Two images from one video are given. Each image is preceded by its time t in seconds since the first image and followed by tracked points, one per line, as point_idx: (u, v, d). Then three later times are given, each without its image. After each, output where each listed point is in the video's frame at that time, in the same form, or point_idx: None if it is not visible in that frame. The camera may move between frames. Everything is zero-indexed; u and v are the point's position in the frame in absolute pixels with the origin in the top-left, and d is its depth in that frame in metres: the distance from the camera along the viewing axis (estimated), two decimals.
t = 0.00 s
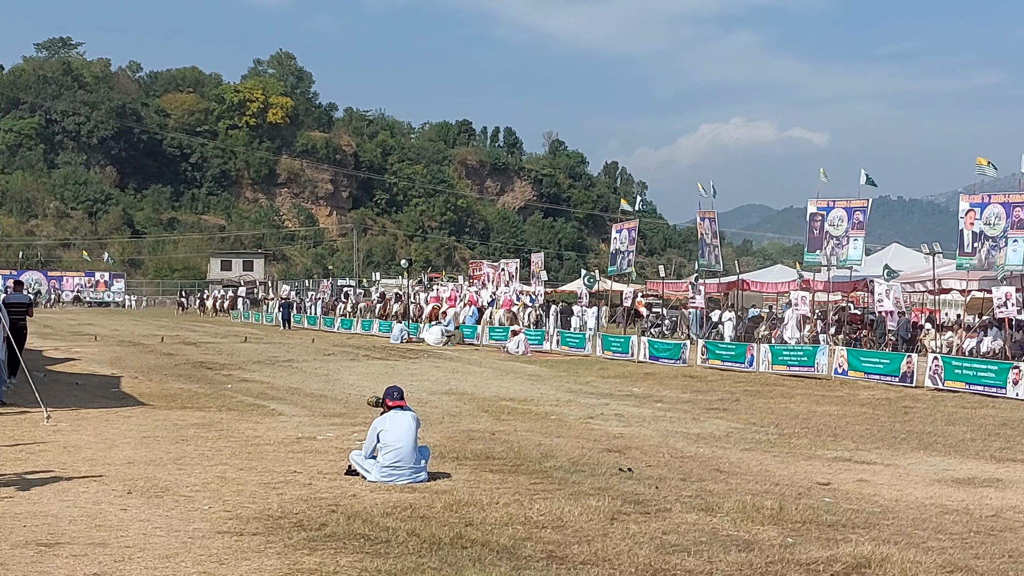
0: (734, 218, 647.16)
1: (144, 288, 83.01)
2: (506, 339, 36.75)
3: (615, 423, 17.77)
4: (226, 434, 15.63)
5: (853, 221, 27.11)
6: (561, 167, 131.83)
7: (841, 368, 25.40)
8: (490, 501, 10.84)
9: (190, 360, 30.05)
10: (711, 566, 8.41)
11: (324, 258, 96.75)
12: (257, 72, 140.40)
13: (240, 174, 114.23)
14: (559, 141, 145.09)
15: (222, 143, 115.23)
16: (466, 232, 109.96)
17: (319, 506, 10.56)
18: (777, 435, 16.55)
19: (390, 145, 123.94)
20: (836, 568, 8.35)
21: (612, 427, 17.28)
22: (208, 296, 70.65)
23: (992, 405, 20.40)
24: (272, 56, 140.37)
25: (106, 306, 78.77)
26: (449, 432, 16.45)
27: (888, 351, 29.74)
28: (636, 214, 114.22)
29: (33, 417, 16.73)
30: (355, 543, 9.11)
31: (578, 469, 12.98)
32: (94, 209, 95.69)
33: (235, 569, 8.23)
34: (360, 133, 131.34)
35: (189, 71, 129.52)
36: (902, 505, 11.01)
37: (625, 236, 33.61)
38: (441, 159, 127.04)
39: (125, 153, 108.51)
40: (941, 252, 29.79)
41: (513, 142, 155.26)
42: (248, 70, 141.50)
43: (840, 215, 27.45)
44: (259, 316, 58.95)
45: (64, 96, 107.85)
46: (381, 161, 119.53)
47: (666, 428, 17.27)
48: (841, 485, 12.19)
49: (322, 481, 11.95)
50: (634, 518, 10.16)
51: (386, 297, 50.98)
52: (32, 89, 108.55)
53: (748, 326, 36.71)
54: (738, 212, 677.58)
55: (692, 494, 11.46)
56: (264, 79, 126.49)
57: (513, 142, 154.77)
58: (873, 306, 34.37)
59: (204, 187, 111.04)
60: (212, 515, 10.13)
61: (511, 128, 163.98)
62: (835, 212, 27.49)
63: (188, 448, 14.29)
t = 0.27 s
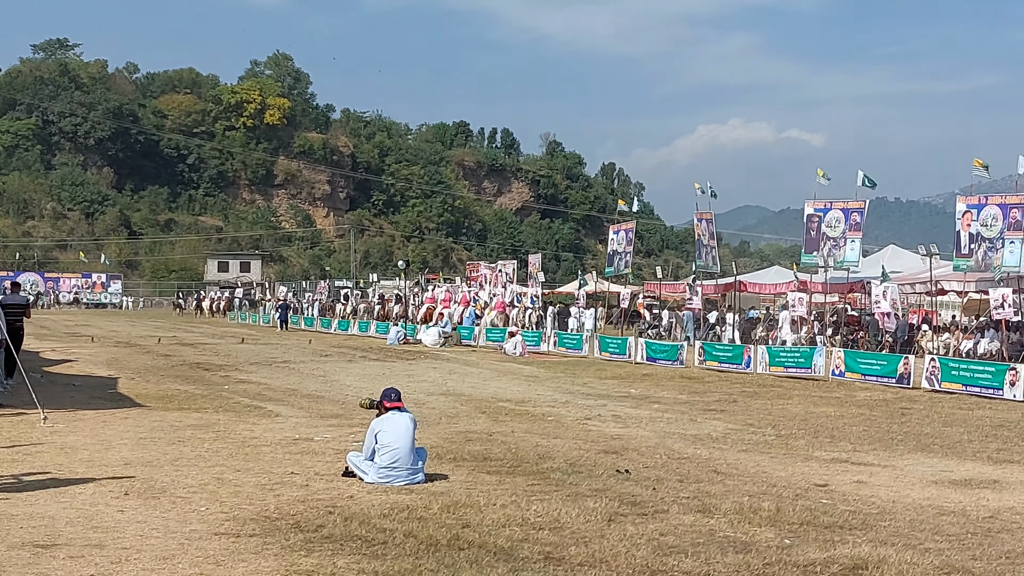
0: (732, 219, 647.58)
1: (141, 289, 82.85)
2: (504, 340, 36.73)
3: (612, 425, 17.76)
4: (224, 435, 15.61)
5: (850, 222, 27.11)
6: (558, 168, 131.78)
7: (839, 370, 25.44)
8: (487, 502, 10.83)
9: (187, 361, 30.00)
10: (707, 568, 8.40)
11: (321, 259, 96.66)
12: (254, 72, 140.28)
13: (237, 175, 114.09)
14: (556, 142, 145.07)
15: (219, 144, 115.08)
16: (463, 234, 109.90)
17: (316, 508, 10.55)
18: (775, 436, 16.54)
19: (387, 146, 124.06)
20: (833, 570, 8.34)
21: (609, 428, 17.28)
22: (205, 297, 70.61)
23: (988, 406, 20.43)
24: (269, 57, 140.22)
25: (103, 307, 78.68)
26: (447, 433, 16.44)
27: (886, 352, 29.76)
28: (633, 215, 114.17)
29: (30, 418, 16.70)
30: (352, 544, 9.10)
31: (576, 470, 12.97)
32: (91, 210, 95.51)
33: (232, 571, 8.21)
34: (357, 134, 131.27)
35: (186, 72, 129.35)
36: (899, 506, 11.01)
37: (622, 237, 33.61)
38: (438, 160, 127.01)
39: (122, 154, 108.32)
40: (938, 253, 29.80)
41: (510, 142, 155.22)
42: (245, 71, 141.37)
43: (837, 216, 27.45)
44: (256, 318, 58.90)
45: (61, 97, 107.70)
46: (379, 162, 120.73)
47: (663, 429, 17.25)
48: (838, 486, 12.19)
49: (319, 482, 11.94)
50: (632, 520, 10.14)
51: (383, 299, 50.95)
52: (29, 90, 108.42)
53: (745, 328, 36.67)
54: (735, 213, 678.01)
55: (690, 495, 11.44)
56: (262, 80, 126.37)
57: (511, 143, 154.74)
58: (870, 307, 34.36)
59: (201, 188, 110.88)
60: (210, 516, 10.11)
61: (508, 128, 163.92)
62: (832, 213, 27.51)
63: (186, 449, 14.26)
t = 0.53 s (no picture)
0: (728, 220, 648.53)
1: (137, 289, 82.74)
2: (500, 341, 36.76)
3: (608, 425, 17.80)
4: (220, 436, 15.62)
5: (846, 223, 27.15)
6: (554, 169, 131.89)
7: (835, 371, 25.46)
8: (482, 503, 10.82)
9: (183, 362, 29.97)
10: (702, 568, 8.41)
11: (318, 260, 96.68)
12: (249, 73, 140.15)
13: (233, 176, 113.99)
14: (552, 144, 145.18)
15: (215, 145, 114.98)
16: (459, 234, 109.97)
17: (311, 509, 10.53)
18: (770, 436, 16.56)
19: (383, 147, 124.17)
20: (828, 570, 8.35)
21: (604, 429, 17.28)
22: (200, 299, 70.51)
23: (983, 406, 20.46)
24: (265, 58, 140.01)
25: (99, 309, 78.55)
26: (442, 433, 16.45)
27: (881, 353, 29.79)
28: (629, 216, 114.32)
29: (26, 419, 16.69)
30: (347, 546, 9.09)
31: (572, 470, 12.98)
32: (87, 211, 95.36)
33: (228, 571, 8.21)
34: (353, 136, 131.18)
35: (182, 73, 129.22)
36: (894, 507, 11.01)
37: (619, 238, 33.60)
38: (434, 161, 127.09)
39: (118, 155, 108.16)
40: (933, 254, 29.85)
41: (506, 143, 155.25)
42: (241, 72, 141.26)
43: (833, 217, 27.49)
44: (252, 319, 58.88)
45: (57, 98, 107.52)
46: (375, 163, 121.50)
47: (658, 430, 17.29)
48: (833, 487, 12.21)
49: (315, 483, 11.92)
50: (627, 520, 10.15)
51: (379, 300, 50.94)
52: (24, 91, 108.24)
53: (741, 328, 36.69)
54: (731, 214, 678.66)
55: (685, 496, 11.44)
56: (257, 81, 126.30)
57: (506, 144, 154.77)
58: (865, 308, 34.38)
59: (197, 189, 110.72)
60: (205, 518, 10.09)
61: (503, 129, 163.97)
62: (828, 214, 27.55)
63: (182, 449, 14.27)
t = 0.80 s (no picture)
0: (723, 221, 649.18)
1: (132, 291, 82.57)
2: (495, 342, 36.76)
3: (603, 427, 17.78)
4: (215, 438, 15.57)
5: (841, 225, 27.21)
6: (550, 171, 131.92)
7: (829, 372, 25.49)
8: (478, 504, 10.81)
9: (178, 364, 29.90)
10: (698, 570, 8.40)
11: (312, 261, 96.70)
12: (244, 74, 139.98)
13: (228, 177, 113.83)
14: (547, 145, 145.21)
15: (210, 146, 114.77)
16: (455, 236, 110.04)
17: (306, 510, 10.52)
18: (766, 438, 16.56)
19: (378, 149, 124.15)
20: (824, 571, 8.36)
21: (600, 430, 17.26)
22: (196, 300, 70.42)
23: (977, 408, 20.50)
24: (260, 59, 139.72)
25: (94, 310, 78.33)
26: (438, 435, 16.42)
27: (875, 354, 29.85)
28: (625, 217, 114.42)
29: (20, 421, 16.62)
30: (343, 547, 9.07)
31: (567, 472, 12.97)
32: (81, 213, 95.09)
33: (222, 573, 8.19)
34: (348, 137, 131.11)
35: (176, 74, 129.01)
36: (889, 508, 11.02)
37: (614, 239, 33.64)
38: (429, 162, 127.07)
39: (112, 156, 107.85)
40: (928, 255, 29.94)
41: (501, 145, 155.27)
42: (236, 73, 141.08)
43: (828, 219, 27.53)
44: (246, 320, 58.79)
45: (52, 99, 107.24)
46: (369, 164, 121.30)
47: (654, 431, 17.27)
48: (828, 488, 12.22)
49: (311, 485, 11.89)
50: (622, 522, 10.14)
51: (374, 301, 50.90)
52: (18, 92, 107.94)
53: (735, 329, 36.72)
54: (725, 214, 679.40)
55: (681, 497, 11.43)
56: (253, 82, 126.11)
57: (502, 145, 154.82)
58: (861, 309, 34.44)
59: (192, 191, 110.49)
60: (200, 519, 10.06)
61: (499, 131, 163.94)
62: (823, 216, 27.58)
63: (176, 451, 14.22)
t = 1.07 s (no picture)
0: (715, 223, 650.14)
1: (124, 292, 82.31)
2: (487, 343, 36.73)
3: (595, 428, 17.77)
4: (206, 440, 15.52)
5: (833, 226, 27.22)
6: (542, 172, 131.91)
7: (822, 373, 25.50)
8: (470, 506, 10.78)
9: (169, 366, 29.80)
10: (690, 571, 8.39)
11: (304, 263, 96.81)
12: (236, 75, 139.61)
13: (220, 178, 113.62)
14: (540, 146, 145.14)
15: (202, 148, 114.51)
16: (447, 237, 110.25)
17: (298, 512, 10.47)
18: (758, 439, 16.57)
19: (370, 150, 124.09)
20: (815, 572, 8.35)
21: (592, 431, 17.24)
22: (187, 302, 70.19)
23: (969, 409, 20.53)
24: (252, 60, 139.33)
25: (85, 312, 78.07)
26: (429, 436, 16.41)
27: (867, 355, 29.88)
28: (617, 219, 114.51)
29: (11, 423, 16.55)
30: (334, 549, 9.04)
31: (559, 473, 12.96)
32: (73, 214, 94.78)
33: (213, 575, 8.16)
34: (340, 138, 130.85)
35: (168, 75, 128.72)
36: (881, 508, 11.02)
37: (606, 241, 33.63)
38: (421, 164, 127.01)
39: (104, 157, 107.47)
40: (920, 256, 29.99)
41: (494, 146, 155.28)
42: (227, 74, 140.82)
43: (820, 220, 27.56)
44: (238, 321, 58.68)
45: (43, 100, 106.89)
46: (362, 165, 120.88)
47: (646, 432, 17.28)
48: (819, 489, 12.22)
49: (302, 486, 11.86)
50: (614, 523, 10.13)
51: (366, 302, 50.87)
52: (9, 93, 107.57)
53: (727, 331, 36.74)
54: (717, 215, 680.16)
55: (673, 498, 11.42)
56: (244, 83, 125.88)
57: (494, 146, 154.70)
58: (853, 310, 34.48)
59: (184, 192, 110.18)
60: (191, 521, 10.02)
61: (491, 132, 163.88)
62: (815, 217, 27.61)
63: (168, 453, 14.17)
